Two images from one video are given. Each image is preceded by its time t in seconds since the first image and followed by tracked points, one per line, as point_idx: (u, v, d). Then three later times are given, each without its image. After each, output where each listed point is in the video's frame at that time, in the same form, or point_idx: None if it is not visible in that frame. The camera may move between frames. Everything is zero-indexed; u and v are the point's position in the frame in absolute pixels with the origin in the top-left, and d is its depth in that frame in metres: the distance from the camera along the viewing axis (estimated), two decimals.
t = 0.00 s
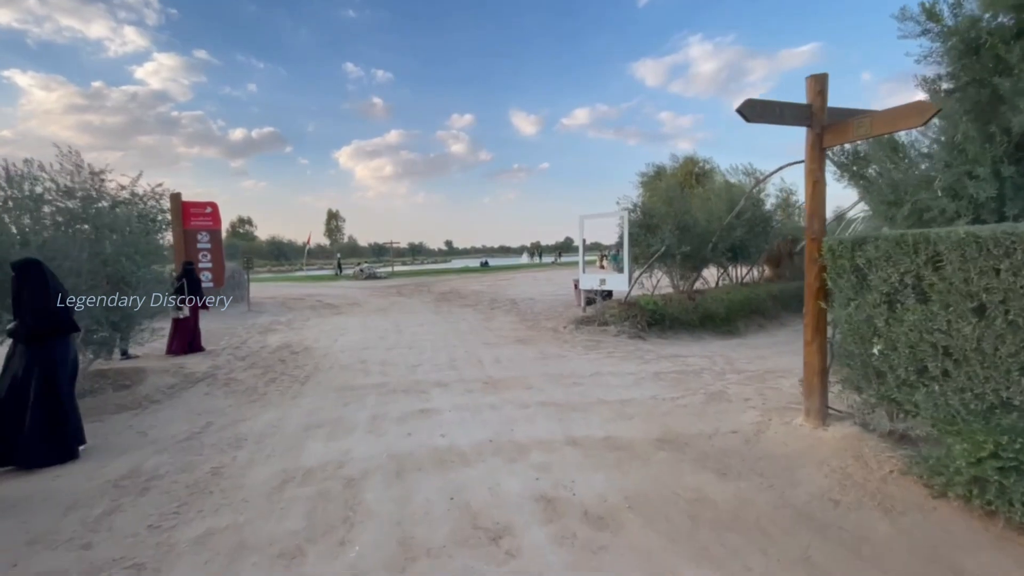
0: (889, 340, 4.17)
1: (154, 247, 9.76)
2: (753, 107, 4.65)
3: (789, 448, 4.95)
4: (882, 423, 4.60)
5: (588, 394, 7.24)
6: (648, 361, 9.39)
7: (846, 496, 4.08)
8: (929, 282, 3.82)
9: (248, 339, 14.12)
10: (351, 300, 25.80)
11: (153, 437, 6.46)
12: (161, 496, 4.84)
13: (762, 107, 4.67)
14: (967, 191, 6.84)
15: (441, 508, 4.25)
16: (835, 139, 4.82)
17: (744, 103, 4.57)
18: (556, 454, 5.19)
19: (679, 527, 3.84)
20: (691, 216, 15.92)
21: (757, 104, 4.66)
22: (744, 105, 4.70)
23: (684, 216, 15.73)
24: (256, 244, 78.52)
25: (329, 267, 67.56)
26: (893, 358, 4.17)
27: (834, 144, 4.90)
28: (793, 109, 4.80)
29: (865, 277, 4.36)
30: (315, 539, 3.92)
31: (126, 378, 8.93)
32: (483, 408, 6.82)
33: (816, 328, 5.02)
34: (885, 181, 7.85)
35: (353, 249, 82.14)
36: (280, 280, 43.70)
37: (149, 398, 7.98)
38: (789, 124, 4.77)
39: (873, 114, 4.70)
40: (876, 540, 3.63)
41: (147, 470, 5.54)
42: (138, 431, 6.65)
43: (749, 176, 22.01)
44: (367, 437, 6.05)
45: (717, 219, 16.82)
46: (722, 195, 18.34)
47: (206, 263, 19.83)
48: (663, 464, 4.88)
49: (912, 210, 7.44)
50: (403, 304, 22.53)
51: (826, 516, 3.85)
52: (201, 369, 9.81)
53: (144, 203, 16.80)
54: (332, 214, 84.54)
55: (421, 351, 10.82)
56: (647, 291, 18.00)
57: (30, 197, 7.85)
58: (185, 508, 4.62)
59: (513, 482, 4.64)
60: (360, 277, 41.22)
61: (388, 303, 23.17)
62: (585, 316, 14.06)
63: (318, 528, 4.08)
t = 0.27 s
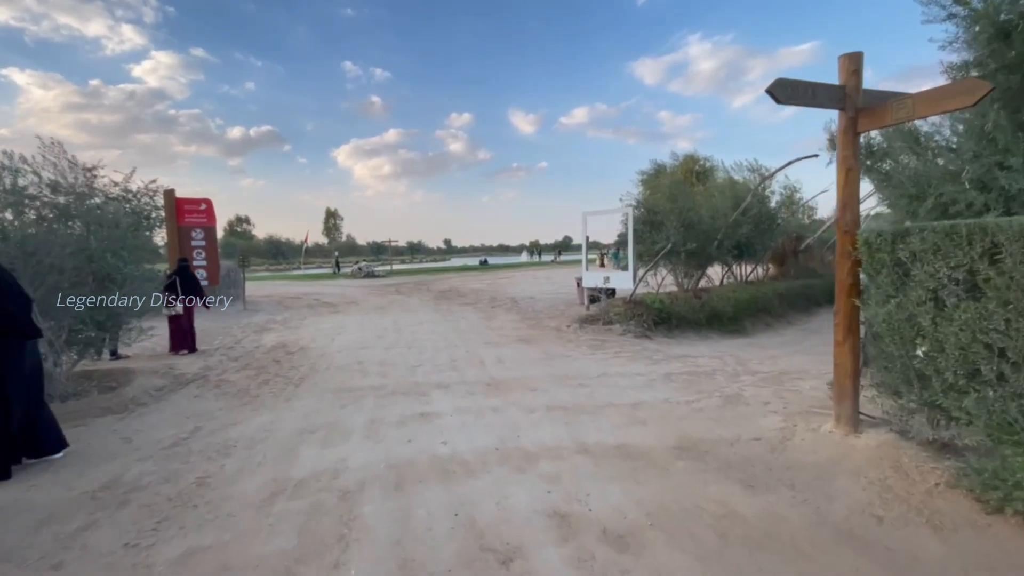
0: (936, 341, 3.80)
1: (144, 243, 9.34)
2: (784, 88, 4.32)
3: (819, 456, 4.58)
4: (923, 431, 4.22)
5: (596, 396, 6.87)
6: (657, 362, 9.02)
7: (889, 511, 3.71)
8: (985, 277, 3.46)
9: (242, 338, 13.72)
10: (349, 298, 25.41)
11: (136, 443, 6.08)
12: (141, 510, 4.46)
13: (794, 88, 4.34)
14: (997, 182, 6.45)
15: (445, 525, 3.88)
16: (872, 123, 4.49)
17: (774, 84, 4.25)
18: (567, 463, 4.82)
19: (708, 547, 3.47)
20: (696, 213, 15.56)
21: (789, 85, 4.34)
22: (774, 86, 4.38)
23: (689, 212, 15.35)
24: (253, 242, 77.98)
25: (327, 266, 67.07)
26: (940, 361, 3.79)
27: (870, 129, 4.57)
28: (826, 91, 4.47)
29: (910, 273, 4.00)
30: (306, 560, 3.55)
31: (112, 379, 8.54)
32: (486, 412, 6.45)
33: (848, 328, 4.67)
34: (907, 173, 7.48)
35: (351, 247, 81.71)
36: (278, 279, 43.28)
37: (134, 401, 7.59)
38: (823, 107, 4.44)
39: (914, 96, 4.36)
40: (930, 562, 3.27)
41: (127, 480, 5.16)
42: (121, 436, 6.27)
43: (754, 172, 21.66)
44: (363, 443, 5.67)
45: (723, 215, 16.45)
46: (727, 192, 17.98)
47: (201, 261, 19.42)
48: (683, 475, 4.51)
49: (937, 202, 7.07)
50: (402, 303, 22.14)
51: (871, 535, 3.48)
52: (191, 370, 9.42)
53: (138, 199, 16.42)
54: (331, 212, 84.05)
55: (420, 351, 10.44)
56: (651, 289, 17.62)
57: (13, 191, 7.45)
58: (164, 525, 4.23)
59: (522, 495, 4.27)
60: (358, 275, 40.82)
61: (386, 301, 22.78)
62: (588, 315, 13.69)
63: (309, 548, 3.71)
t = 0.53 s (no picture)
0: (999, 353, 3.40)
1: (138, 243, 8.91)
2: (827, 69, 3.91)
3: (860, 477, 4.18)
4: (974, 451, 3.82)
5: (608, 404, 6.46)
6: (668, 366, 8.61)
7: (949, 543, 3.32)
8: None
9: (235, 339, 13.26)
10: (346, 296, 24.95)
11: (116, 456, 5.64)
12: (115, 537, 4.04)
13: (839, 69, 3.93)
14: None
15: (452, 558, 3.47)
16: (921, 109, 4.07)
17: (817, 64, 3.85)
18: (584, 482, 4.42)
19: None
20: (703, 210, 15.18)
21: (833, 65, 3.93)
22: (816, 66, 3.97)
23: (696, 209, 14.94)
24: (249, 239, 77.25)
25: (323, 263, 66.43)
26: (1002, 375, 3.38)
27: (919, 115, 4.15)
28: (872, 73, 4.06)
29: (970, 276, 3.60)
30: None
31: (96, 384, 8.09)
32: (492, 421, 6.04)
33: (892, 335, 4.29)
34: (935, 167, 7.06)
35: (349, 245, 81.14)
36: (274, 276, 42.71)
37: (118, 408, 7.14)
38: (868, 90, 4.03)
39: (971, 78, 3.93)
40: None
41: (103, 499, 4.73)
42: (101, 448, 5.84)
43: (759, 169, 21.25)
44: (361, 457, 5.26)
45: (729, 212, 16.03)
46: (733, 188, 17.56)
47: (194, 258, 18.91)
48: (711, 497, 4.12)
49: (968, 198, 6.65)
50: (400, 301, 21.67)
51: (933, 572, 3.08)
52: (180, 374, 8.98)
53: (130, 195, 15.90)
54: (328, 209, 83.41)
55: (420, 353, 10.01)
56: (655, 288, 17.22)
57: None
58: (139, 555, 3.82)
59: (536, 521, 3.86)
60: (355, 273, 40.33)
61: (384, 300, 22.33)
62: (593, 315, 13.28)
63: None
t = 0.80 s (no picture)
0: None
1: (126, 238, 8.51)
2: (867, 48, 3.69)
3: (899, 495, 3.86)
4: None
5: (619, 409, 6.14)
6: (679, 368, 8.28)
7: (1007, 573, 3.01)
8: None
9: (232, 338, 12.94)
10: (346, 294, 24.59)
11: (98, 465, 5.31)
12: (90, 558, 3.73)
13: (879, 47, 3.70)
14: None
15: None
16: (968, 92, 3.73)
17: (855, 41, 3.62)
18: (598, 497, 4.09)
19: None
20: (710, 206, 14.83)
21: (874, 43, 3.70)
22: (857, 44, 3.75)
23: (703, 206, 14.58)
24: (250, 236, 76.94)
25: (324, 261, 66.09)
26: None
27: (966, 99, 3.81)
28: (916, 52, 3.76)
29: None
30: None
31: (83, 386, 7.76)
32: (497, 428, 5.71)
33: (933, 338, 3.99)
34: (967, 159, 6.68)
35: (349, 242, 80.81)
36: (274, 274, 42.39)
37: (104, 412, 6.81)
38: (910, 71, 3.75)
39: None
40: None
41: (81, 512, 4.41)
42: (83, 456, 5.51)
43: (766, 164, 20.86)
44: (358, 467, 4.94)
45: (738, 209, 15.66)
46: (740, 185, 17.19)
47: (191, 255, 18.55)
48: (737, 515, 3.80)
49: (998, 191, 6.26)
50: (401, 300, 21.34)
51: None
52: (171, 375, 8.65)
53: (126, 191, 15.54)
54: (328, 207, 83.09)
55: (421, 354, 9.67)
56: (661, 286, 16.87)
57: None
58: None
59: (548, 541, 3.55)
60: (355, 270, 39.99)
61: (384, 298, 21.97)
62: (598, 314, 12.94)
63: None
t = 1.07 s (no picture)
0: None
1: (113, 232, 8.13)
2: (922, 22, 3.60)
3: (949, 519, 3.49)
4: None
5: (633, 419, 5.77)
6: (692, 373, 7.91)
7: None
8: None
9: (229, 340, 12.61)
10: (347, 294, 24.26)
11: (77, 478, 4.98)
12: None
13: (935, 22, 3.62)
14: None
15: None
16: None
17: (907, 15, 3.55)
18: (616, 519, 3.74)
19: None
20: (720, 204, 14.46)
21: (928, 18, 3.61)
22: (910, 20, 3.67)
23: (713, 204, 14.18)
24: (251, 235, 76.75)
25: (326, 260, 65.83)
26: None
27: None
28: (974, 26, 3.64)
29: None
30: None
31: (70, 391, 7.43)
32: (504, 439, 5.35)
33: (987, 347, 3.79)
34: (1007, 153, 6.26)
35: (351, 241, 80.56)
36: (275, 273, 42.10)
37: (89, 420, 6.48)
38: (967, 46, 3.64)
39: None
40: None
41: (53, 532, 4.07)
42: (62, 469, 5.17)
43: (776, 161, 20.46)
44: (355, 482, 4.59)
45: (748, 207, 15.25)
46: (750, 182, 16.79)
47: (188, 255, 18.22)
48: (771, 541, 3.44)
49: None
50: (402, 300, 20.99)
51: None
52: (163, 380, 8.32)
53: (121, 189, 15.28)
54: (331, 206, 82.86)
55: (423, 357, 9.32)
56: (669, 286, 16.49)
57: None
58: None
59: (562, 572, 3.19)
60: (357, 270, 39.71)
61: (385, 298, 21.64)
62: (605, 314, 12.57)
63: None
